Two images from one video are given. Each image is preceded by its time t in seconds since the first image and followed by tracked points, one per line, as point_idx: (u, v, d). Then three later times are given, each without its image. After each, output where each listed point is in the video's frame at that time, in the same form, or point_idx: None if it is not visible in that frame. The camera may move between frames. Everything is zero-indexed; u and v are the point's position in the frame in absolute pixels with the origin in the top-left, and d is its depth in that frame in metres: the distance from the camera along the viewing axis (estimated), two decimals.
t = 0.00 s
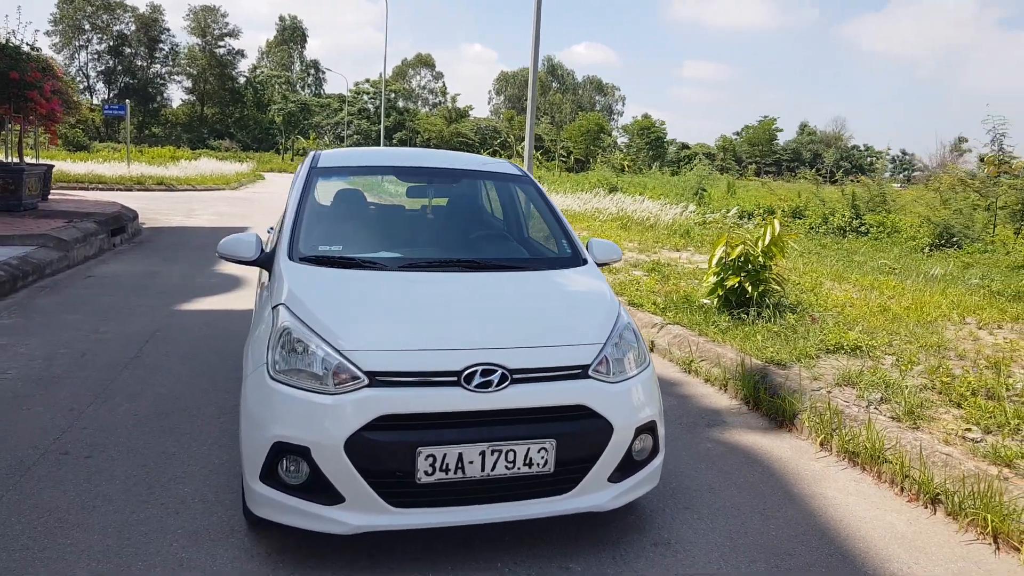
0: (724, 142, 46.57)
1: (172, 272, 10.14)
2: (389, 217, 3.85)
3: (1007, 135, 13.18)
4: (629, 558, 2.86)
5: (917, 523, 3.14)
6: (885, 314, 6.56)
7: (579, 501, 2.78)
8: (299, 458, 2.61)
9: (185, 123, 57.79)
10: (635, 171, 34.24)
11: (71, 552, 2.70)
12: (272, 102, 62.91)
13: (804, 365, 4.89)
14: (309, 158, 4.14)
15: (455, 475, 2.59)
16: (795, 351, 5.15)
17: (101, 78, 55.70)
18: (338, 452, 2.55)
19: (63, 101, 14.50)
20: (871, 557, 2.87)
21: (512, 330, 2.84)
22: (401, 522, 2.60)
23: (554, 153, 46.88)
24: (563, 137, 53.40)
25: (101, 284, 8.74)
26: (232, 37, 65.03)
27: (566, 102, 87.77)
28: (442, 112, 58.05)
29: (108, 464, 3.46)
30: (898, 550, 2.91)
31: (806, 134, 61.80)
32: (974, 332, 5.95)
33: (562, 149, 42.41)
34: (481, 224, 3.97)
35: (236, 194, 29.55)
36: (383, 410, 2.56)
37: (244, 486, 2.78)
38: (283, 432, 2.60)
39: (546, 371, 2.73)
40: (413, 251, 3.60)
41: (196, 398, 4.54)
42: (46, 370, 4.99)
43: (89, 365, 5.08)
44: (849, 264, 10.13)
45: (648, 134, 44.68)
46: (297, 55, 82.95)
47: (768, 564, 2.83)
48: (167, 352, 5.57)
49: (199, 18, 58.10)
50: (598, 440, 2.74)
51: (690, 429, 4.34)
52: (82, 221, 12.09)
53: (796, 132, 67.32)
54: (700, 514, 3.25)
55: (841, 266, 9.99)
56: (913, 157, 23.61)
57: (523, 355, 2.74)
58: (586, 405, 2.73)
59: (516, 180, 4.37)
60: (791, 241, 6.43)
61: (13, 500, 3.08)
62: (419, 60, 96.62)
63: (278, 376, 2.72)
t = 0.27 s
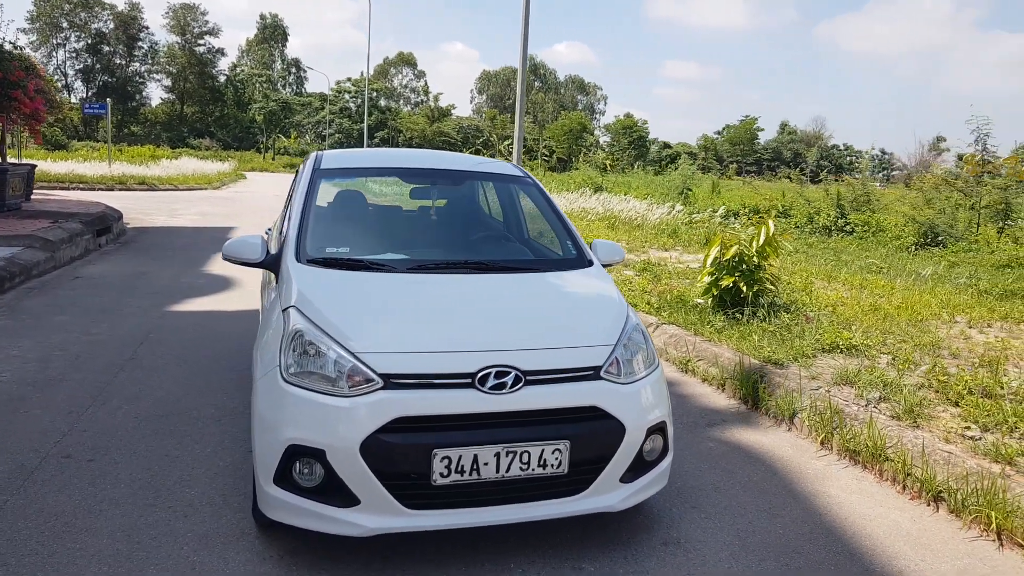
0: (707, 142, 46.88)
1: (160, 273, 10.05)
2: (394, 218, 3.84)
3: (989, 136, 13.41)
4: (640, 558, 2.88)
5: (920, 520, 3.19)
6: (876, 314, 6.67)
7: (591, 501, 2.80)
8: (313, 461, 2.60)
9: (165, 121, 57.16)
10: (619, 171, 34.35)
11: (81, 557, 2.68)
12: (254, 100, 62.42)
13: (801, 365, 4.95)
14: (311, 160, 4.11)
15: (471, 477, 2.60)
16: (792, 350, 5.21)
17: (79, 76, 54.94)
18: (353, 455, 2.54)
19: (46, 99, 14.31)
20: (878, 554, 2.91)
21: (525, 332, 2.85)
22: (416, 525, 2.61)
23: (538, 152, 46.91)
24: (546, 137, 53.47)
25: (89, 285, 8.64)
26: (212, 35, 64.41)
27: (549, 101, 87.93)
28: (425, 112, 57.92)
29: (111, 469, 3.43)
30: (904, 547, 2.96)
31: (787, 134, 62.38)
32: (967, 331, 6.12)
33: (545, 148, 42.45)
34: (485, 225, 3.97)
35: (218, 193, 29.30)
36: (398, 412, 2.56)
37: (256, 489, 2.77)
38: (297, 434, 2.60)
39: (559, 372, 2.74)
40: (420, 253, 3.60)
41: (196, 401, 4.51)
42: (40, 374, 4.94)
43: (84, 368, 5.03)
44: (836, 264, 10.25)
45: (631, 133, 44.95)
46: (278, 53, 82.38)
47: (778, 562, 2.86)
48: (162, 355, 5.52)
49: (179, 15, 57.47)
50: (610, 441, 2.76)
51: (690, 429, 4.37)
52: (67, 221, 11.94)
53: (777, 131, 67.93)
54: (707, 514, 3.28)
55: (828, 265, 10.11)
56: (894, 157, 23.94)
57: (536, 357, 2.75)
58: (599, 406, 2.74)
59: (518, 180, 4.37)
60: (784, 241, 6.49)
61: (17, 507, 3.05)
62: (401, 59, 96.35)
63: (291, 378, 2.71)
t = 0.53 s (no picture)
0: (688, 141, 47.15)
1: (144, 273, 9.96)
2: (393, 217, 3.83)
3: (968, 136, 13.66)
4: (643, 554, 2.90)
5: (916, 515, 3.26)
6: (863, 312, 6.79)
7: (595, 498, 2.81)
8: (319, 461, 2.60)
9: (143, 119, 56.50)
10: (601, 170, 34.47)
11: (83, 558, 2.68)
12: (234, 99, 61.87)
13: (793, 362, 5.01)
14: (308, 159, 4.09)
15: (477, 475, 2.61)
16: (783, 348, 5.27)
17: (55, 74, 54.17)
18: (360, 454, 2.55)
19: (26, 98, 14.13)
20: (877, 549, 2.97)
21: (529, 331, 2.87)
22: (422, 523, 2.61)
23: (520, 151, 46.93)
24: (528, 136, 53.49)
25: (73, 286, 8.56)
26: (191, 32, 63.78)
27: (531, 100, 88.07)
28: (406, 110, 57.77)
29: (108, 472, 3.42)
30: (902, 542, 3.03)
31: (766, 133, 63.01)
32: (955, 328, 6.30)
33: (527, 147, 42.45)
34: (483, 225, 3.98)
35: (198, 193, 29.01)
36: (405, 411, 2.56)
37: (260, 490, 2.76)
38: (303, 434, 2.59)
39: (564, 371, 2.75)
40: (420, 252, 3.60)
41: (190, 403, 4.48)
42: (29, 379, 4.88)
43: (74, 371, 4.99)
44: (820, 262, 10.38)
45: (612, 133, 45.09)
46: (258, 51, 81.74)
47: (779, 558, 2.90)
48: (152, 357, 5.47)
49: (157, 13, 56.84)
50: (614, 439, 2.78)
51: (685, 426, 4.41)
52: (48, 221, 11.80)
53: (756, 131, 68.58)
54: (705, 510, 3.31)
55: (812, 263, 10.23)
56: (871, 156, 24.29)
57: (540, 355, 2.76)
58: (602, 405, 2.76)
59: (515, 179, 4.37)
60: (773, 240, 6.55)
61: (14, 512, 3.02)
62: (383, 58, 95.98)
63: (296, 377, 2.71)
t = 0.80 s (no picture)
0: (675, 140, 47.32)
1: (133, 273, 9.90)
2: (390, 217, 3.81)
3: (954, 135, 13.83)
4: (645, 554, 2.90)
5: (915, 513, 3.31)
6: (855, 310, 6.88)
7: (598, 498, 2.81)
8: (321, 462, 2.59)
9: (128, 119, 56.08)
10: (589, 169, 34.54)
11: (83, 561, 2.69)
12: (220, 98, 61.50)
13: (788, 361, 5.06)
14: (304, 158, 4.06)
15: (480, 475, 2.60)
16: (777, 346, 5.31)
17: (38, 74, 53.68)
18: (362, 455, 2.53)
19: (11, 98, 14.02)
20: (878, 548, 3.01)
21: (531, 330, 2.86)
22: (425, 524, 2.60)
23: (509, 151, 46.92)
24: (516, 135, 53.50)
25: (62, 287, 8.51)
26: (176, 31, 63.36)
27: (518, 99, 88.09)
28: (393, 110, 57.67)
29: (105, 476, 3.43)
30: (903, 540, 3.07)
31: (751, 132, 63.41)
32: (946, 326, 6.48)
33: (515, 146, 42.46)
34: (480, 224, 3.96)
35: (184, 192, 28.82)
36: (407, 412, 2.55)
37: (261, 492, 2.75)
38: (305, 435, 2.58)
39: (566, 370, 2.75)
40: (417, 252, 3.58)
41: (186, 406, 4.47)
42: (20, 384, 4.84)
43: (67, 374, 4.97)
44: (810, 261, 10.46)
45: (599, 132, 45.17)
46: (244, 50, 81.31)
47: (781, 557, 2.92)
48: (145, 359, 5.43)
49: (141, 12, 56.41)
50: (615, 438, 2.78)
51: (681, 425, 4.41)
52: (35, 221, 11.72)
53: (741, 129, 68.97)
54: (706, 510, 3.32)
55: (802, 262, 10.31)
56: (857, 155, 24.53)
57: (542, 355, 2.75)
58: (604, 403, 2.76)
59: (511, 178, 4.36)
60: (766, 238, 6.57)
61: (13, 517, 3.03)
62: (370, 57, 95.68)
63: (297, 377, 2.69)
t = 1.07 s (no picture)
0: (670, 139, 47.31)
1: (129, 271, 9.83)
2: (394, 215, 3.76)
3: (952, 135, 13.86)
4: (656, 556, 2.87)
5: (927, 516, 3.33)
6: (858, 310, 6.90)
7: (610, 500, 2.77)
8: (329, 463, 2.55)
9: (120, 117, 55.75)
10: (584, 167, 34.50)
11: (87, 564, 2.68)
12: (213, 96, 61.21)
13: (793, 361, 5.05)
14: (307, 156, 4.00)
15: (491, 477, 2.55)
16: (782, 346, 5.30)
17: (30, 72, 53.33)
18: (371, 457, 2.49)
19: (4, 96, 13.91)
20: (892, 551, 3.02)
21: (541, 329, 2.82)
22: (435, 526, 2.56)
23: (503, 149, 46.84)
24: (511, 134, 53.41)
25: (58, 285, 8.45)
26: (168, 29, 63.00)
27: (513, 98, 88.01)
28: (387, 108, 57.53)
29: (107, 477, 3.41)
30: (916, 543, 3.08)
31: (746, 131, 63.55)
32: (949, 326, 6.52)
33: (509, 144, 42.38)
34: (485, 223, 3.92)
35: (177, 190, 28.67)
36: (417, 413, 2.50)
37: (268, 494, 2.71)
38: (314, 436, 2.54)
39: (577, 371, 2.70)
40: (422, 250, 3.53)
41: (187, 407, 4.42)
42: (17, 384, 4.79)
43: (65, 374, 4.93)
44: (809, 259, 10.45)
45: (592, 130, 45.12)
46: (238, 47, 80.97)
47: (793, 560, 2.90)
48: (144, 360, 5.38)
49: (133, 9, 56.08)
50: (627, 439, 2.74)
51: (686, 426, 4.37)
52: (30, 219, 11.64)
53: (735, 128, 69.10)
54: (716, 512, 3.29)
55: (801, 260, 10.31)
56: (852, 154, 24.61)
57: (553, 355, 2.71)
58: (616, 404, 2.72)
59: (515, 176, 4.31)
60: (769, 237, 6.52)
61: (15, 519, 3.00)
62: (364, 55, 95.40)
63: (304, 377, 2.65)
